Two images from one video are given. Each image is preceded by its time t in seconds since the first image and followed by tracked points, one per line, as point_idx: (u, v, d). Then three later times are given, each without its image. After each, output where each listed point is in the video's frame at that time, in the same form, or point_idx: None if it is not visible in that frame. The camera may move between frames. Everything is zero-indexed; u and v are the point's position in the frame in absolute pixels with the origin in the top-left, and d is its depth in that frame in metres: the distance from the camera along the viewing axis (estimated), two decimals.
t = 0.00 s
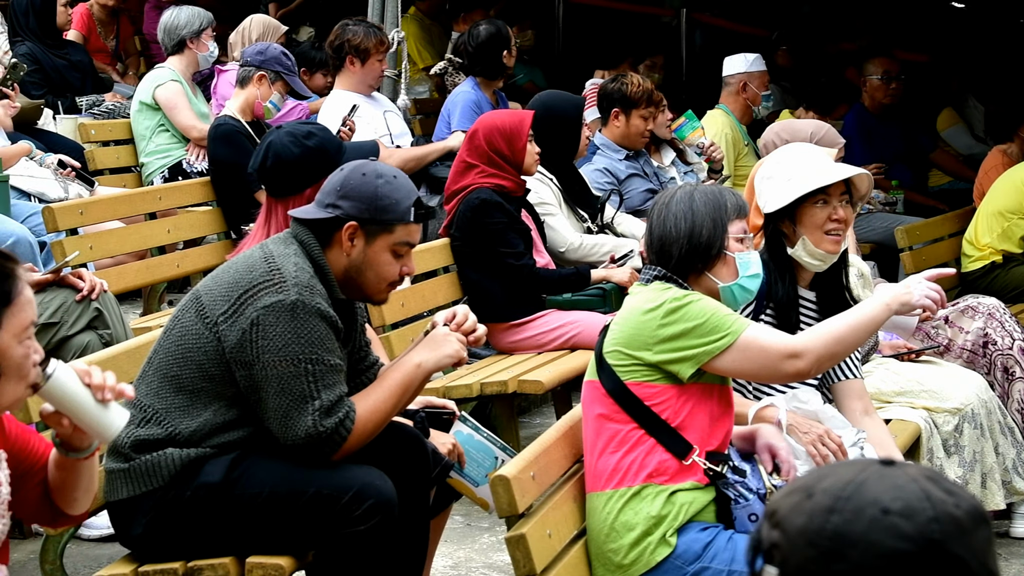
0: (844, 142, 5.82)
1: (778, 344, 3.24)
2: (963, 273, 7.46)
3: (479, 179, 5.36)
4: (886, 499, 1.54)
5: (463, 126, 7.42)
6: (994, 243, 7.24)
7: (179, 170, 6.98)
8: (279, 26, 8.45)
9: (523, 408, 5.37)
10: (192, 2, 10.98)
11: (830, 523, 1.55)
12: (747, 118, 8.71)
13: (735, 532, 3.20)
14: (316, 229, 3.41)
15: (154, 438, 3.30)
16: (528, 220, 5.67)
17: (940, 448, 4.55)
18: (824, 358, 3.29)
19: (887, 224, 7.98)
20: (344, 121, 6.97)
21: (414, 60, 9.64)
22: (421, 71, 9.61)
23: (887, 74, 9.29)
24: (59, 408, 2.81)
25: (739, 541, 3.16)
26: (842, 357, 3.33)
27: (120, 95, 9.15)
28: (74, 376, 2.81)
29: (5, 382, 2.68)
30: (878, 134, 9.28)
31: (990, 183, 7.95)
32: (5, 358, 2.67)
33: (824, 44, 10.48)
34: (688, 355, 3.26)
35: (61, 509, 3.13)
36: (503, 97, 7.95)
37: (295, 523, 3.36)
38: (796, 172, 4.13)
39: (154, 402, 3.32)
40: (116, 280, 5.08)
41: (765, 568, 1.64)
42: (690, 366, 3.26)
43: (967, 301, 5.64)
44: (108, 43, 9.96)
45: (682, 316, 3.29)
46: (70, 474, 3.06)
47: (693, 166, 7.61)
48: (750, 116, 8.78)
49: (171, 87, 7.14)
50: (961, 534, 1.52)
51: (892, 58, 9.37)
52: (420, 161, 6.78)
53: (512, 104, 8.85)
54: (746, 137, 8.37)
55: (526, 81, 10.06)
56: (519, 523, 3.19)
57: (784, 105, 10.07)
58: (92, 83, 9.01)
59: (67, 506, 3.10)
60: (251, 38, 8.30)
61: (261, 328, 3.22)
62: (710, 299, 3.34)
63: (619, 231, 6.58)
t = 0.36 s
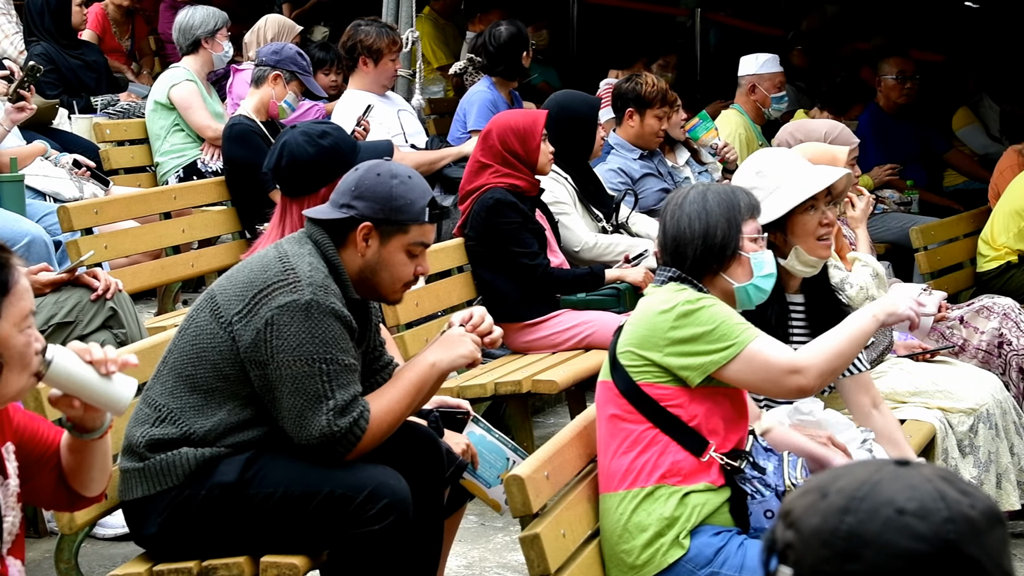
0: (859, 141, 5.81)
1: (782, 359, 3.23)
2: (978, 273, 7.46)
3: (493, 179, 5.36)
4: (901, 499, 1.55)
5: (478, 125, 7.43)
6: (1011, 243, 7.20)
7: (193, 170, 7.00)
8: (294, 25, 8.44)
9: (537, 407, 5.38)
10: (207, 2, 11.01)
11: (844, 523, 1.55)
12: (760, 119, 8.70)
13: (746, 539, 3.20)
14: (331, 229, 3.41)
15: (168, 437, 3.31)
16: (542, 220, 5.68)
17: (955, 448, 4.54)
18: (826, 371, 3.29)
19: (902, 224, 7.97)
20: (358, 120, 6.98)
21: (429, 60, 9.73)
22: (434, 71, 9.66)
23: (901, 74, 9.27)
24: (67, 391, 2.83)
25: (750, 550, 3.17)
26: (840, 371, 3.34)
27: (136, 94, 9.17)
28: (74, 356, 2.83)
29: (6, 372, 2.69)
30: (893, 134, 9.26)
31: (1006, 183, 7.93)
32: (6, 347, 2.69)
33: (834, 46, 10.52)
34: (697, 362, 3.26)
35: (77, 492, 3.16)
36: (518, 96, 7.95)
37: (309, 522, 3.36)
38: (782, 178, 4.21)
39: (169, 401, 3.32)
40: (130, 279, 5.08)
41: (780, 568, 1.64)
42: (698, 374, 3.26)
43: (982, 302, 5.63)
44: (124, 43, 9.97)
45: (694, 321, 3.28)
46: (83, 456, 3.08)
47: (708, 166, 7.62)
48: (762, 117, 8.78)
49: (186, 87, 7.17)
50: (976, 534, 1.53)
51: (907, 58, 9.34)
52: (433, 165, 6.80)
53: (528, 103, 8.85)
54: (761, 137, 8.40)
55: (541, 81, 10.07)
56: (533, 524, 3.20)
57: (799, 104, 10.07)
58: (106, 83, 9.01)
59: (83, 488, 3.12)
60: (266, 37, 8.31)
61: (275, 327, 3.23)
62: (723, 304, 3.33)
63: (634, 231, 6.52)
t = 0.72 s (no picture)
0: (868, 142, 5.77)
1: (805, 354, 3.22)
2: (988, 273, 7.46)
3: (502, 179, 5.37)
4: (912, 499, 1.54)
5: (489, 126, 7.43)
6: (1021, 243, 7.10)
7: (203, 170, 6.95)
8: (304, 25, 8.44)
9: (547, 407, 5.38)
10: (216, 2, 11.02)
11: (855, 524, 1.55)
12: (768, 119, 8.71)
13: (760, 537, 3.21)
14: (341, 229, 3.41)
15: (178, 436, 3.31)
16: (553, 220, 5.69)
17: (965, 449, 4.52)
18: (852, 364, 3.27)
19: (912, 225, 7.97)
20: (368, 121, 6.99)
21: (438, 59, 9.79)
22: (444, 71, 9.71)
23: (912, 74, 9.22)
24: (71, 380, 2.84)
25: (763, 547, 3.18)
26: (866, 361, 3.32)
27: (145, 95, 9.19)
28: (75, 345, 2.84)
29: (11, 367, 2.69)
30: (903, 135, 9.24)
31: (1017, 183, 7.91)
32: (10, 342, 2.68)
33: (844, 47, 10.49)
34: (719, 358, 3.26)
35: (86, 482, 3.16)
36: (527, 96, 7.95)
37: (318, 522, 3.36)
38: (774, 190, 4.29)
39: (179, 401, 3.33)
40: (140, 279, 5.08)
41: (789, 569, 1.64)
42: (720, 369, 3.27)
43: (993, 302, 5.62)
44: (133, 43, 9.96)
45: (716, 317, 3.29)
46: (91, 446, 3.09)
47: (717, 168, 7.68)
48: (770, 118, 8.78)
49: (195, 87, 7.16)
50: (988, 535, 1.52)
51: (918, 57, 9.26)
52: (443, 165, 6.81)
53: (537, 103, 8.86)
54: (769, 137, 8.42)
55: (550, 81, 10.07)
56: (544, 522, 3.21)
57: (809, 104, 10.09)
58: (116, 83, 9.02)
59: (92, 478, 3.14)
60: (277, 38, 8.31)
61: (285, 327, 3.23)
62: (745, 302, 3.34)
63: (643, 231, 6.52)
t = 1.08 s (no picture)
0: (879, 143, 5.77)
1: (814, 350, 3.23)
2: (999, 274, 7.46)
3: (513, 179, 5.36)
4: (923, 500, 1.55)
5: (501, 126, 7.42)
6: None
7: (214, 169, 6.97)
8: (316, 26, 8.46)
9: (557, 407, 5.38)
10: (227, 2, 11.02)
11: (866, 524, 1.55)
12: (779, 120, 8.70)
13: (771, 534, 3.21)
14: (354, 229, 3.42)
15: (189, 436, 3.31)
16: (563, 220, 5.69)
17: (976, 449, 4.56)
18: (859, 361, 3.29)
19: (924, 225, 7.97)
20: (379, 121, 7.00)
21: (449, 60, 9.83)
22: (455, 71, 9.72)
23: (923, 74, 9.19)
24: (85, 390, 2.83)
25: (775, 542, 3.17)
26: (872, 358, 3.34)
27: (157, 95, 9.20)
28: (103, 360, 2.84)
29: (24, 365, 2.71)
30: (915, 135, 9.23)
31: None
32: (23, 344, 2.71)
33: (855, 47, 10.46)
34: (726, 355, 3.27)
35: (87, 496, 3.16)
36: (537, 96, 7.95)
37: (328, 522, 3.36)
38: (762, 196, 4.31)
39: (189, 400, 3.33)
40: (151, 279, 5.09)
41: (801, 569, 1.64)
42: (728, 367, 3.27)
43: (1004, 302, 5.65)
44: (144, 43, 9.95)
45: (723, 315, 3.30)
46: (95, 459, 3.09)
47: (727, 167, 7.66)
48: (781, 118, 8.78)
49: (206, 87, 7.18)
50: (999, 534, 1.53)
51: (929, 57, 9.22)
52: (453, 166, 6.81)
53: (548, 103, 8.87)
54: (780, 137, 8.39)
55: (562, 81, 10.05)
56: (553, 522, 3.21)
57: (820, 104, 10.09)
58: (127, 83, 9.01)
59: (94, 493, 3.14)
60: (288, 39, 8.33)
61: (296, 327, 3.23)
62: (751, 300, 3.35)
63: (653, 231, 6.54)
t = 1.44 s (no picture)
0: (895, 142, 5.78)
1: (782, 404, 3.15)
2: (1016, 274, 7.45)
3: (529, 179, 5.37)
4: (939, 499, 1.55)
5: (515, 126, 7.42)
6: None
7: (231, 169, 7.03)
8: (332, 25, 8.45)
9: (574, 407, 5.38)
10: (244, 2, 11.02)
11: (882, 524, 1.56)
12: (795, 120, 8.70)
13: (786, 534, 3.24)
14: (370, 228, 3.42)
15: (205, 435, 3.32)
16: (579, 219, 5.69)
17: (994, 449, 4.56)
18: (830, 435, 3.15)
19: (941, 225, 7.98)
20: (396, 121, 7.02)
21: (464, 59, 9.87)
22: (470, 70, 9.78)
23: (940, 74, 9.16)
24: (110, 402, 2.87)
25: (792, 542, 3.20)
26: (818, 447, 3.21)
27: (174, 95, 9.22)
28: (134, 380, 2.88)
29: (48, 367, 2.72)
30: (932, 135, 9.24)
31: None
32: (47, 345, 2.72)
33: (876, 46, 10.52)
34: (723, 375, 3.23)
35: (98, 507, 3.17)
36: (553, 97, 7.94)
37: (344, 522, 3.37)
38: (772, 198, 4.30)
39: (206, 399, 3.34)
40: (168, 279, 5.10)
41: (816, 570, 1.65)
42: (721, 385, 3.24)
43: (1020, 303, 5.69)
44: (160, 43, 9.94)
45: (728, 331, 3.23)
46: (109, 470, 3.10)
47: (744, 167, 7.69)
48: (798, 118, 8.78)
49: (223, 86, 7.17)
50: (1016, 533, 1.54)
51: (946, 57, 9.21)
52: (470, 166, 6.82)
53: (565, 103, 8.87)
54: (799, 139, 8.36)
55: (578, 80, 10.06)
56: (569, 522, 3.22)
57: (836, 104, 10.13)
58: (144, 82, 9.03)
59: (105, 505, 3.14)
60: (305, 39, 8.33)
61: (313, 326, 3.23)
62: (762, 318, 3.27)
63: (669, 231, 6.58)
